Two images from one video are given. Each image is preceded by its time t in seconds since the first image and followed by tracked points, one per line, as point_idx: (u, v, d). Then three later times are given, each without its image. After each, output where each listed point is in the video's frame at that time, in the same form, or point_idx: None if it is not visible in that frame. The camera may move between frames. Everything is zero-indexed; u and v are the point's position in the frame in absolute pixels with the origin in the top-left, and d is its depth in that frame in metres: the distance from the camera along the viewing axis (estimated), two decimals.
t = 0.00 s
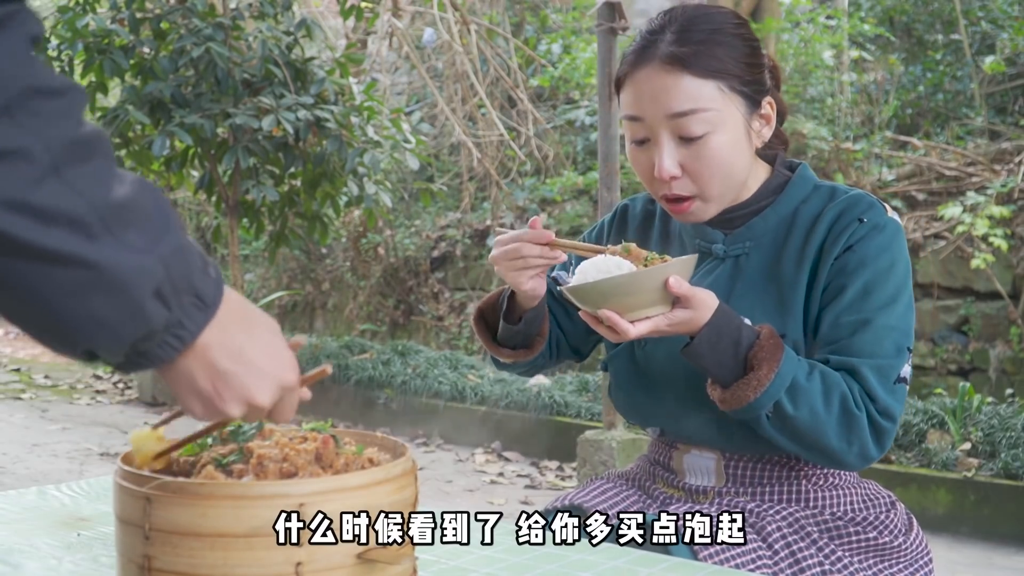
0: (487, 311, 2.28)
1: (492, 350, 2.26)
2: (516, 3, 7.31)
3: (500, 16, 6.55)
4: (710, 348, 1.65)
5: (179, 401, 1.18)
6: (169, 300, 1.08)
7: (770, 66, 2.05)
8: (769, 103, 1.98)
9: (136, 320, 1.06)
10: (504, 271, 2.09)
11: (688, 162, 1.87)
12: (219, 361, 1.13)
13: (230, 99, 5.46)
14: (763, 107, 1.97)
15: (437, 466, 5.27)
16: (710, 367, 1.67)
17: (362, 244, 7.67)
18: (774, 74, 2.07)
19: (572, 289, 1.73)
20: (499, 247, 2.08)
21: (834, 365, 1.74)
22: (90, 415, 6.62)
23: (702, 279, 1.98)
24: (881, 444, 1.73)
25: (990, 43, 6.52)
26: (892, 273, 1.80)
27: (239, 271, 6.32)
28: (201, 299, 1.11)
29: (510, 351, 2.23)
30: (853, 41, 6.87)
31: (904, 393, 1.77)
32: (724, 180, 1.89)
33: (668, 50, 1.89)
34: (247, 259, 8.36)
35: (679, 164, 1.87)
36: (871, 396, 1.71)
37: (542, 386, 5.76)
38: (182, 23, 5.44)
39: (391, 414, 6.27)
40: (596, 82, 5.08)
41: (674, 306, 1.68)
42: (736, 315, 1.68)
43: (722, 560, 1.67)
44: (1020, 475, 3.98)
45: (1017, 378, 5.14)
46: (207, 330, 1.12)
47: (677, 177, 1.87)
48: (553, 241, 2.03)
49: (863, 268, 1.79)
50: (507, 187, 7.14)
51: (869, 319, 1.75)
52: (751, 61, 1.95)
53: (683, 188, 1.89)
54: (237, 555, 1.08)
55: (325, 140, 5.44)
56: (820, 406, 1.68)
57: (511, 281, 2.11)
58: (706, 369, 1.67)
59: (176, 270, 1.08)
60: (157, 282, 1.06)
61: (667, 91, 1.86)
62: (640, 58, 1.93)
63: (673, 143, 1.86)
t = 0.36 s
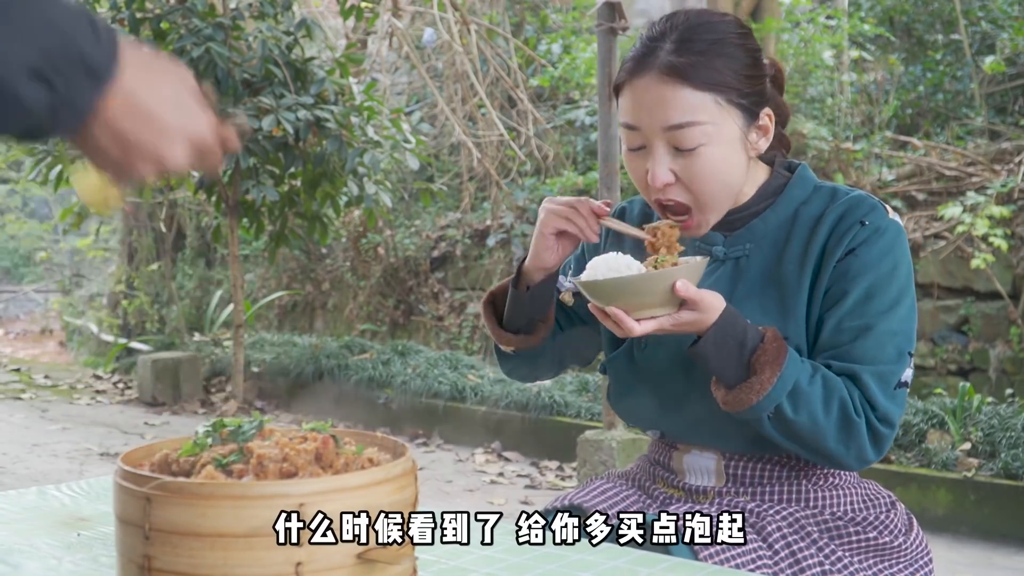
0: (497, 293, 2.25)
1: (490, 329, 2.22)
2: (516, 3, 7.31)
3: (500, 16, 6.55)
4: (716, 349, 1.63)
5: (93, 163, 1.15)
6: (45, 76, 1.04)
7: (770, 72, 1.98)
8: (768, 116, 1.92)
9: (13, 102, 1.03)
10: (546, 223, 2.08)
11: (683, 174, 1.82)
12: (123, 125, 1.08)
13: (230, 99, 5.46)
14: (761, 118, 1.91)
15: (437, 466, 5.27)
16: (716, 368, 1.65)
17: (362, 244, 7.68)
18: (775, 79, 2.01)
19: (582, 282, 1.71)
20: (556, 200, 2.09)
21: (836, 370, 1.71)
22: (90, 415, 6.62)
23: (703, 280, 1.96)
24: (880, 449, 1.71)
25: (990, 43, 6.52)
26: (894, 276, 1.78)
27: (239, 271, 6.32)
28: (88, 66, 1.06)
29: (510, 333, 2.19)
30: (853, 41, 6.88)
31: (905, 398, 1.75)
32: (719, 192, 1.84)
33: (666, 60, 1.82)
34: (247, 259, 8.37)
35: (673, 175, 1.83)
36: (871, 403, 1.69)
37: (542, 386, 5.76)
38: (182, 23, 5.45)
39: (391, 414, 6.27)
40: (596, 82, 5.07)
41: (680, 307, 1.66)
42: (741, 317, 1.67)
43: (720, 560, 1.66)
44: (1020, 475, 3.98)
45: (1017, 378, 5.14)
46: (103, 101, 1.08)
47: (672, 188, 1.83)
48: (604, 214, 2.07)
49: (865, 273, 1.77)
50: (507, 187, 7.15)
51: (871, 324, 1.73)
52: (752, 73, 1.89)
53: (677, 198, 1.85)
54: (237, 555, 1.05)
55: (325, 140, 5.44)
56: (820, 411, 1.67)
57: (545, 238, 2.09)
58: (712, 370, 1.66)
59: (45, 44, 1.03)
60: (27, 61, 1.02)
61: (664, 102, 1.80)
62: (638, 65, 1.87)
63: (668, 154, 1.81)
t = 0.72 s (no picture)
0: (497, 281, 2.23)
1: (486, 311, 2.19)
2: (516, 3, 7.32)
3: (500, 16, 6.56)
4: (711, 346, 1.64)
5: None
6: None
7: (758, 72, 1.91)
8: (760, 121, 1.86)
9: None
10: (552, 205, 2.09)
11: (677, 194, 1.78)
12: None
13: (230, 99, 5.46)
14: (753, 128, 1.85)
15: (437, 466, 5.27)
16: (710, 363, 1.66)
17: (362, 244, 7.69)
18: (767, 73, 1.95)
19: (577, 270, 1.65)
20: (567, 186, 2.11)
21: (835, 369, 1.71)
22: (90, 414, 6.62)
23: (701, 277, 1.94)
24: (878, 449, 1.70)
25: (990, 43, 6.52)
26: (894, 276, 1.77)
27: (239, 271, 6.32)
28: None
29: (505, 316, 2.17)
30: (853, 42, 6.89)
31: (904, 398, 1.74)
32: (715, 208, 1.80)
33: (649, 85, 1.75)
34: (247, 259, 8.38)
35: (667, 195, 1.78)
36: (868, 402, 1.68)
37: (541, 386, 5.75)
38: (182, 23, 5.47)
39: (391, 414, 6.27)
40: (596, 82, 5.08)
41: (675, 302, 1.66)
42: (737, 314, 1.67)
43: (723, 561, 1.62)
44: (1020, 475, 3.98)
45: (1017, 378, 5.13)
46: None
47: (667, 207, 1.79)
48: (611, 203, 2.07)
49: (864, 272, 1.77)
50: (507, 187, 7.16)
51: (870, 324, 1.72)
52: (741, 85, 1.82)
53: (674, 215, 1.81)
54: (237, 555, 1.01)
55: (325, 140, 5.44)
56: (815, 410, 1.66)
57: (549, 222, 2.09)
58: (706, 365, 1.67)
59: None
60: None
61: (652, 129, 1.73)
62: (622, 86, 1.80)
63: (661, 175, 1.76)
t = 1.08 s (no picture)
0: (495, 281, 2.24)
1: (484, 315, 2.20)
2: (516, 3, 7.33)
3: (500, 16, 6.56)
4: (709, 347, 1.64)
5: None
6: None
7: (758, 72, 1.91)
8: (759, 123, 1.86)
9: None
10: (542, 214, 2.07)
11: (675, 195, 1.78)
12: None
13: (230, 99, 5.46)
14: (752, 129, 1.85)
15: (437, 466, 5.27)
16: (708, 365, 1.67)
17: (362, 244, 7.70)
18: (767, 73, 1.95)
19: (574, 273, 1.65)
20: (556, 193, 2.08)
21: (834, 369, 1.71)
22: (90, 414, 6.62)
23: (700, 277, 1.94)
24: (878, 449, 1.71)
25: (989, 43, 6.52)
26: (893, 276, 1.77)
27: (239, 272, 6.33)
28: None
29: (502, 321, 2.18)
30: (853, 41, 6.89)
31: (903, 398, 1.74)
32: (713, 210, 1.81)
33: (647, 86, 1.74)
34: (247, 259, 8.38)
35: (665, 196, 1.79)
36: (867, 403, 1.68)
37: (541, 386, 5.76)
38: (182, 24, 5.47)
39: (391, 414, 6.27)
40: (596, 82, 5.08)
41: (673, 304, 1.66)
42: (734, 314, 1.68)
43: (722, 561, 1.62)
44: (1020, 475, 3.98)
45: (1017, 378, 5.13)
46: None
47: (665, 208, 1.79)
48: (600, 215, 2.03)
49: (863, 272, 1.77)
50: (507, 187, 7.17)
51: (868, 324, 1.72)
52: (740, 87, 1.82)
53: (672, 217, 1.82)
54: (236, 555, 1.01)
55: (326, 140, 5.44)
56: (813, 410, 1.67)
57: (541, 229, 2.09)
58: (704, 366, 1.67)
59: None
60: None
61: (649, 131, 1.74)
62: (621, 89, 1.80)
63: (658, 177, 1.77)
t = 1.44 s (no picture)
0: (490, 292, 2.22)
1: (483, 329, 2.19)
2: (516, 3, 7.33)
3: (500, 16, 6.56)
4: (711, 351, 1.63)
5: None
6: None
7: (761, 75, 1.91)
8: (763, 124, 1.85)
9: None
10: (521, 233, 2.05)
11: (679, 194, 1.77)
12: None
13: (230, 99, 5.46)
14: (756, 130, 1.85)
15: (437, 466, 5.27)
16: (711, 369, 1.65)
17: (362, 244, 7.69)
18: (768, 77, 1.95)
19: (579, 279, 1.66)
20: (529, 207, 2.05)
21: (837, 371, 1.71)
22: (90, 414, 6.62)
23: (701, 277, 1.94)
24: (881, 450, 1.71)
25: (989, 43, 6.52)
26: (895, 277, 1.77)
27: (239, 272, 6.33)
28: None
29: (501, 333, 2.17)
30: (853, 41, 6.90)
31: (906, 399, 1.74)
32: (716, 210, 1.80)
33: (652, 84, 1.74)
34: (247, 259, 8.39)
35: (668, 196, 1.78)
36: (871, 404, 1.68)
37: (541, 386, 5.76)
38: (182, 24, 5.47)
39: (391, 414, 6.26)
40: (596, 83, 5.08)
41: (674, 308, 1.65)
42: (736, 316, 1.67)
43: (722, 561, 1.62)
44: (1020, 475, 3.98)
45: (1017, 378, 5.13)
46: None
47: (668, 208, 1.79)
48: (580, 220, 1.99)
49: (866, 273, 1.76)
50: (507, 187, 7.17)
51: (872, 324, 1.72)
52: (743, 87, 1.82)
53: (675, 217, 1.81)
54: (236, 556, 1.01)
55: (326, 140, 5.44)
56: (816, 412, 1.66)
57: (525, 243, 2.06)
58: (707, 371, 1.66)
59: None
60: None
61: (654, 129, 1.73)
62: (626, 87, 1.79)
63: (663, 176, 1.76)
